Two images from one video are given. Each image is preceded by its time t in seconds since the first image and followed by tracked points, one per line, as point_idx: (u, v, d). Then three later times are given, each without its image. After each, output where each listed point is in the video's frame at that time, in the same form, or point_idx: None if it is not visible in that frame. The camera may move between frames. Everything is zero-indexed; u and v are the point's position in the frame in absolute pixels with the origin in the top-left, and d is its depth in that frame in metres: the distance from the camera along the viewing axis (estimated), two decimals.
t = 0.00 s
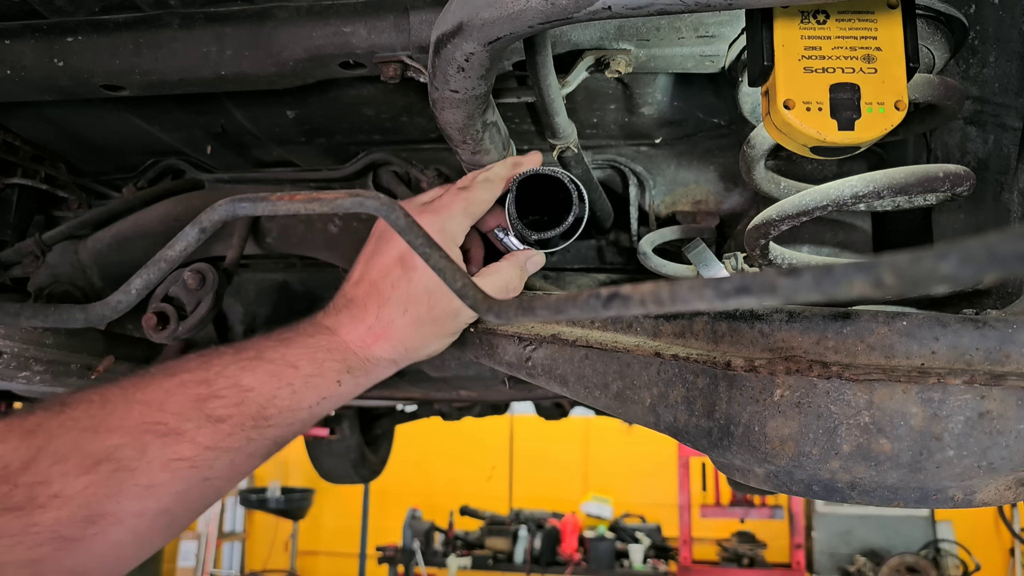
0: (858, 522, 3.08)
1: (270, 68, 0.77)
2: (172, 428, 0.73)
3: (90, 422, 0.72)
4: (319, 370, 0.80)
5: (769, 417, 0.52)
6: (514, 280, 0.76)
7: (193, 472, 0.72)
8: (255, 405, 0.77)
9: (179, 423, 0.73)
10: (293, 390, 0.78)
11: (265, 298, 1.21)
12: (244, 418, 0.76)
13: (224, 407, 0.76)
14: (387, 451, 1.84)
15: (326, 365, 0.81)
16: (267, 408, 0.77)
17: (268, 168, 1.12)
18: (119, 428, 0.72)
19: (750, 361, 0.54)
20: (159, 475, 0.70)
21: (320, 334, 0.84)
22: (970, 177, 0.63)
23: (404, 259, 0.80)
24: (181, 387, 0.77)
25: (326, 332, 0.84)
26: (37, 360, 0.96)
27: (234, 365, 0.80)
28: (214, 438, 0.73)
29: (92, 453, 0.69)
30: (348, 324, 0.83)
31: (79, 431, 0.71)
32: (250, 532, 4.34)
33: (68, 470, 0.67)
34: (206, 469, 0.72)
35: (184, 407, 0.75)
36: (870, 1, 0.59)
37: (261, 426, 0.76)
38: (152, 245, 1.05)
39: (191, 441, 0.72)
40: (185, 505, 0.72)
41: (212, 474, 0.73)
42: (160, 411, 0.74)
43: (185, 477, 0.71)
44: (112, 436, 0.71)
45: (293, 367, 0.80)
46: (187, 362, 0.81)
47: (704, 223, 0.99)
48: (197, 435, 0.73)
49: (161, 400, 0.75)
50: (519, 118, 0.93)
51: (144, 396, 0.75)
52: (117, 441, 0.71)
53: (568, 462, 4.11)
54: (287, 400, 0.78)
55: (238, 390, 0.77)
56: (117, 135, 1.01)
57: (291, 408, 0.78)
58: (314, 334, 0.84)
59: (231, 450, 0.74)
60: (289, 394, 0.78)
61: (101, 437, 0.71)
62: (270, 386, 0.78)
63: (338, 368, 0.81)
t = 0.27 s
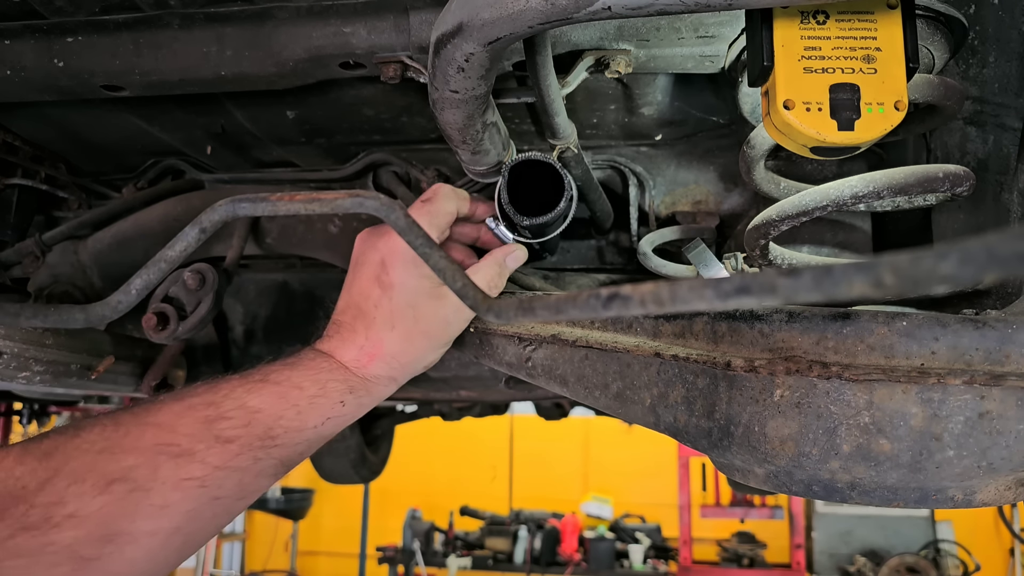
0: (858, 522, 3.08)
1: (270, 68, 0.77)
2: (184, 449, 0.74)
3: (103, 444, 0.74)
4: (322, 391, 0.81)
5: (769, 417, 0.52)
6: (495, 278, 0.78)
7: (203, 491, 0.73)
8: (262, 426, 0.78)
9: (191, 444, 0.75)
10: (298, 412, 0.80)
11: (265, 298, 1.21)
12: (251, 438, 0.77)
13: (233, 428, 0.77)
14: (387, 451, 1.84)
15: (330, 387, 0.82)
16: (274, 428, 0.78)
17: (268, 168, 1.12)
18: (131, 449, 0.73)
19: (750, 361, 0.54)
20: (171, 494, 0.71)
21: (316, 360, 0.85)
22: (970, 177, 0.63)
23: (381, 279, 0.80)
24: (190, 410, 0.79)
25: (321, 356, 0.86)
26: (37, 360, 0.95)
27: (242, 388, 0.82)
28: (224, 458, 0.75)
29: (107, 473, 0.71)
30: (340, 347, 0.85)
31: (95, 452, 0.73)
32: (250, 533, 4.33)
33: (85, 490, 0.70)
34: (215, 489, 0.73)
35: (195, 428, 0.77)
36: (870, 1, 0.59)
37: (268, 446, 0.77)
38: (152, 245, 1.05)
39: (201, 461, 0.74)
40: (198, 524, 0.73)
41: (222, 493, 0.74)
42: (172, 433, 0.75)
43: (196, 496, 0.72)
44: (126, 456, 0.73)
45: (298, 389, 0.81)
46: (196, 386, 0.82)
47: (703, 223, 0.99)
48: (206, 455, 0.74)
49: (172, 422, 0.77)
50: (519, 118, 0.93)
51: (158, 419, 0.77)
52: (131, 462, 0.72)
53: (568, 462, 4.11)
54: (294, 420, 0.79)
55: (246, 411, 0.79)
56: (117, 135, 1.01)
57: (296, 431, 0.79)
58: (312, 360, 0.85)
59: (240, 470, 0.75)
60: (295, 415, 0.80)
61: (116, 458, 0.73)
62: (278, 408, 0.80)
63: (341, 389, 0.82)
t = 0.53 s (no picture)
0: (858, 522, 3.08)
1: (270, 68, 0.77)
2: (137, 466, 0.73)
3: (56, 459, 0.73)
4: (284, 411, 0.77)
5: (769, 417, 0.52)
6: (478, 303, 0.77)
7: (158, 510, 0.71)
8: (222, 445, 0.75)
9: (145, 462, 0.73)
10: (259, 431, 0.76)
11: (265, 298, 1.21)
12: (210, 457, 0.74)
13: (191, 446, 0.75)
14: (387, 451, 1.84)
15: (292, 406, 0.77)
16: (234, 446, 0.75)
17: (268, 168, 1.12)
18: (86, 467, 0.72)
19: (750, 361, 0.54)
20: (124, 513, 0.69)
21: (278, 377, 0.80)
22: (970, 177, 0.63)
23: (349, 298, 0.75)
24: (149, 427, 0.77)
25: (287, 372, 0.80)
26: (37, 360, 0.95)
27: (202, 406, 0.79)
28: (179, 477, 0.73)
29: (60, 491, 0.70)
30: (307, 365, 0.79)
31: (48, 470, 0.72)
32: (250, 533, 4.33)
33: (34, 509, 0.68)
34: (172, 507, 0.71)
35: (151, 446, 0.75)
36: (870, 1, 0.59)
37: (227, 465, 0.75)
38: (152, 245, 1.05)
39: (157, 480, 0.72)
40: (154, 541, 0.71)
41: (179, 511, 0.72)
42: (126, 450, 0.74)
43: (150, 515, 0.70)
44: (79, 474, 0.71)
45: (260, 408, 0.77)
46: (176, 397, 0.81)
47: (703, 223, 0.99)
48: (163, 474, 0.72)
49: (129, 439, 0.76)
50: (518, 118, 0.93)
51: (115, 436, 0.76)
52: (84, 480, 0.71)
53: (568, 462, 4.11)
54: (254, 440, 0.76)
55: (205, 430, 0.76)
56: (117, 134, 1.01)
57: (257, 449, 0.76)
58: (274, 376, 0.80)
59: (198, 488, 0.73)
60: (255, 435, 0.76)
61: (70, 476, 0.71)
62: (237, 427, 0.76)
63: (303, 408, 0.77)
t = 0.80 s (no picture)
0: (858, 522, 3.08)
1: (270, 68, 0.77)
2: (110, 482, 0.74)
3: (26, 472, 0.76)
4: (279, 432, 0.72)
5: (769, 417, 0.52)
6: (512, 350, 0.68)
7: (134, 527, 0.74)
8: (205, 463, 0.74)
9: (120, 477, 0.74)
10: (248, 451, 0.73)
11: (265, 298, 1.21)
12: (190, 475, 0.74)
13: (172, 463, 0.74)
14: (387, 451, 1.84)
15: (285, 427, 0.72)
16: (217, 467, 0.74)
17: (268, 168, 1.12)
18: (55, 482, 0.75)
19: (750, 361, 0.55)
20: (97, 531, 0.73)
21: (283, 389, 0.71)
22: (970, 177, 0.63)
23: (401, 315, 0.65)
24: (128, 437, 0.76)
25: (291, 384, 0.71)
26: (37, 360, 0.95)
27: (187, 417, 0.75)
28: (156, 495, 0.74)
29: (28, 507, 0.73)
30: (319, 380, 0.69)
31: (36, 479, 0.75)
32: (250, 533, 4.33)
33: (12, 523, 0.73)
34: (148, 523, 0.75)
35: (129, 460, 0.75)
36: (870, 1, 0.59)
37: (210, 483, 0.75)
38: (152, 245, 1.05)
39: (132, 497, 0.74)
40: (124, 557, 0.76)
41: (155, 528, 0.76)
42: (99, 465, 0.75)
43: (124, 532, 0.74)
44: (49, 490, 0.74)
45: (249, 428, 0.72)
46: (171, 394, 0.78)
47: (703, 223, 0.99)
48: (138, 491, 0.74)
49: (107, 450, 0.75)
50: (519, 118, 0.93)
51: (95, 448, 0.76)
52: (54, 496, 0.74)
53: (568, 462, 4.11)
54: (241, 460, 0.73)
55: (187, 446, 0.74)
56: (118, 134, 1.01)
57: (242, 467, 0.74)
58: (277, 388, 0.72)
59: (174, 505, 0.75)
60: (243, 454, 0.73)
61: (38, 491, 0.74)
62: (223, 446, 0.73)
63: (299, 429, 0.72)
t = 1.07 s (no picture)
0: (859, 522, 3.08)
1: (270, 68, 0.77)
2: (95, 482, 0.75)
3: (10, 468, 0.77)
4: (269, 434, 0.71)
5: (769, 417, 0.52)
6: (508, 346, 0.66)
7: (118, 526, 0.76)
8: (191, 465, 0.74)
9: (104, 477, 0.75)
10: (236, 452, 0.73)
11: (265, 298, 1.21)
12: (176, 475, 0.74)
13: (157, 463, 0.74)
14: (387, 451, 1.84)
15: (275, 427, 0.71)
16: (203, 468, 0.74)
17: (268, 168, 1.12)
18: (40, 481, 0.76)
19: (750, 361, 0.55)
20: (81, 530, 0.75)
21: (275, 390, 0.70)
22: (970, 177, 0.63)
23: (384, 318, 0.63)
24: (115, 434, 0.76)
25: (282, 383, 0.70)
26: (37, 360, 0.95)
27: (176, 416, 0.75)
28: (141, 495, 0.75)
29: (13, 505, 0.75)
30: (307, 380, 0.68)
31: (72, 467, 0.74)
32: (250, 533, 4.33)
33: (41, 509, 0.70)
34: (132, 522, 0.76)
35: (115, 459, 0.75)
36: (870, 1, 0.59)
37: (197, 482, 0.75)
38: (153, 245, 1.05)
39: (116, 497, 0.75)
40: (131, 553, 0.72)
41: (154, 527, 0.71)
42: (85, 464, 0.75)
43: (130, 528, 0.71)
44: (31, 488, 0.76)
45: (240, 429, 0.72)
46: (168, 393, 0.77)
47: (703, 223, 0.99)
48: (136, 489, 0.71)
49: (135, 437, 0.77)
50: (519, 118, 0.93)
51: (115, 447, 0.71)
52: (37, 495, 0.75)
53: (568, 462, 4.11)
54: (230, 460, 0.73)
55: (174, 446, 0.74)
56: (118, 134, 1.01)
57: (225, 472, 0.74)
58: (269, 388, 0.70)
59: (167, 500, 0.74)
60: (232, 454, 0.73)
61: (21, 488, 0.76)
62: (211, 446, 0.73)
63: (290, 431, 0.71)
